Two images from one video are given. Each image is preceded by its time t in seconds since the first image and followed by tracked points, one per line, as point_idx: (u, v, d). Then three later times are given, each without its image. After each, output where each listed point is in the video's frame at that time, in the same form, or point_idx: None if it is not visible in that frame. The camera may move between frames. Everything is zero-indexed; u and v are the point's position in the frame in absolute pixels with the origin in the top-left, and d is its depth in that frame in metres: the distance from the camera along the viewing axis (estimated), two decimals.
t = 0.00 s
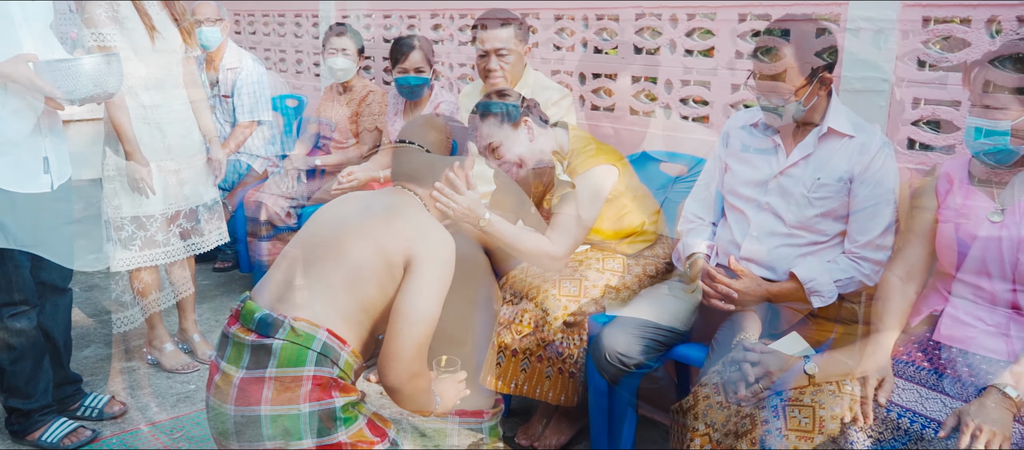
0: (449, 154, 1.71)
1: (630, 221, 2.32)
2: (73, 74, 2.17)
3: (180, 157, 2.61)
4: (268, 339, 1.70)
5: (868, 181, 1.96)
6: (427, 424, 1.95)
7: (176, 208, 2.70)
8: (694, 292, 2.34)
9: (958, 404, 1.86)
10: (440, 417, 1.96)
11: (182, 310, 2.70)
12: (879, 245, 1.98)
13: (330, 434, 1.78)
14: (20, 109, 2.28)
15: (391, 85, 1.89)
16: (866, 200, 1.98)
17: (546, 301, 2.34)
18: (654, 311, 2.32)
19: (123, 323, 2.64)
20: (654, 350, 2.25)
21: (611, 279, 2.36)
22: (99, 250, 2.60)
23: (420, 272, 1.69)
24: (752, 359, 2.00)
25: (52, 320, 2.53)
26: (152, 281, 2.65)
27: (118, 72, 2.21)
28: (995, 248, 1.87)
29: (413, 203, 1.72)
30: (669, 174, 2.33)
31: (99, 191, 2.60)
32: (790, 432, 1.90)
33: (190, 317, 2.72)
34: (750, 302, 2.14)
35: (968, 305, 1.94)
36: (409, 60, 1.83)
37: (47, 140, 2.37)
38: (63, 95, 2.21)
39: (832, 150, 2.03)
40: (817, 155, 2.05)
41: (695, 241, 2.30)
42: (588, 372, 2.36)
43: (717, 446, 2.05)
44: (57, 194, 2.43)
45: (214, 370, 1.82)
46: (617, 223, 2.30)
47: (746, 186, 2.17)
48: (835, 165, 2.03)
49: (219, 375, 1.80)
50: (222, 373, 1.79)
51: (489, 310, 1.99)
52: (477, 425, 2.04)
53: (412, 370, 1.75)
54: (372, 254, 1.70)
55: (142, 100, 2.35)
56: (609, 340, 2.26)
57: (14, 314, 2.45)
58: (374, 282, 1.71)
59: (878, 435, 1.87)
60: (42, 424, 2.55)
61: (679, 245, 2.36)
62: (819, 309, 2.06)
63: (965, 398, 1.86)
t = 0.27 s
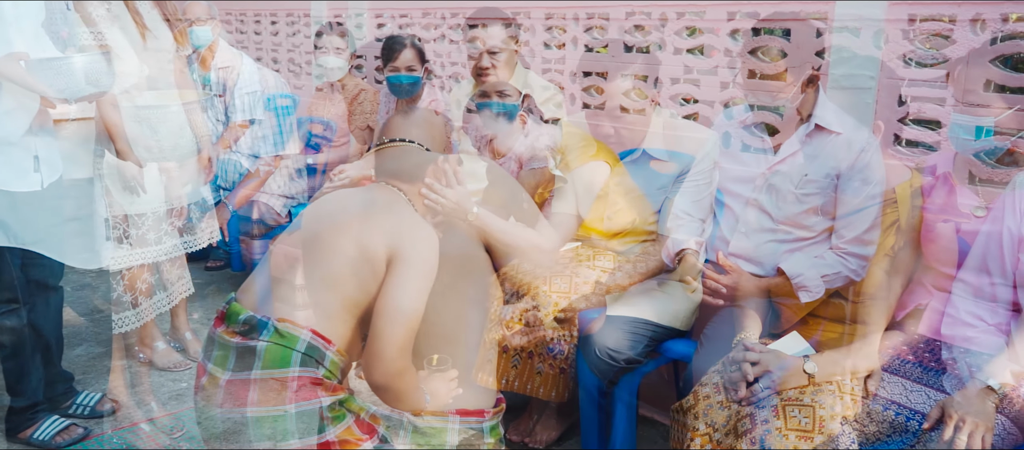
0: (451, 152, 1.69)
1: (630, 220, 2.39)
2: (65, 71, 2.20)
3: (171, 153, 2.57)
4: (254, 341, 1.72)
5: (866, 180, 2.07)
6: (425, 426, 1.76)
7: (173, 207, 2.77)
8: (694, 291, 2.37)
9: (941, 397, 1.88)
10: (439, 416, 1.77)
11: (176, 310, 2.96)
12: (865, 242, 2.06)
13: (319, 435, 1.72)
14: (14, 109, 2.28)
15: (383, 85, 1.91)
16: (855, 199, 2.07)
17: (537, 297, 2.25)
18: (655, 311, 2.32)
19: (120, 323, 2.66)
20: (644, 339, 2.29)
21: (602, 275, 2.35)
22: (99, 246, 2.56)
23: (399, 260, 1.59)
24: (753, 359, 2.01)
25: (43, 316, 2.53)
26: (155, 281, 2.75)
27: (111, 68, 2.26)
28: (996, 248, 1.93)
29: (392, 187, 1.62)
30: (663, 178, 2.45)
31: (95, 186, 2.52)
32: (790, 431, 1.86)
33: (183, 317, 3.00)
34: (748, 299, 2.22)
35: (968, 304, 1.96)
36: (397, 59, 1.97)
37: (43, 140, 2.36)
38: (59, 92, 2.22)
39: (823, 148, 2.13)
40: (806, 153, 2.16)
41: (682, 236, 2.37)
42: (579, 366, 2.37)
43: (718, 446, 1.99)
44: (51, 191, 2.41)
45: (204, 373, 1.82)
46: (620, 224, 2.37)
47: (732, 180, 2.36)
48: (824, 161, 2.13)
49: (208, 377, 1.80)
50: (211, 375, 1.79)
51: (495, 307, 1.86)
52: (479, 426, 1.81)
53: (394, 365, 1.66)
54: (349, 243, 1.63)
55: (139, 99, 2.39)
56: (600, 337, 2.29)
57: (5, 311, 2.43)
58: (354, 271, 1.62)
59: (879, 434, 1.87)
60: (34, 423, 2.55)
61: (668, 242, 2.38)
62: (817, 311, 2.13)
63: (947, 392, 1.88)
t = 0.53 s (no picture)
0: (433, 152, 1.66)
1: (626, 218, 2.35)
2: (59, 69, 2.25)
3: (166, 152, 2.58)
4: (238, 339, 1.78)
5: (870, 177, 1.99)
6: (423, 425, 1.75)
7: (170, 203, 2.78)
8: (693, 291, 2.45)
9: (927, 389, 1.94)
10: (437, 414, 1.76)
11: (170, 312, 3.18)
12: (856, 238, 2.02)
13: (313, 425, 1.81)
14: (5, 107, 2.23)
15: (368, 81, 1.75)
16: (859, 196, 2.01)
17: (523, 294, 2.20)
18: (654, 311, 2.40)
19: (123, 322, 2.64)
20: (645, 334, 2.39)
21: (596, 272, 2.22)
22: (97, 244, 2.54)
23: (378, 254, 1.63)
24: (750, 359, 2.01)
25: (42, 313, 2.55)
26: (152, 281, 2.72)
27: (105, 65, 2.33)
28: (996, 246, 1.86)
29: (370, 183, 1.62)
30: (665, 175, 2.37)
31: (94, 182, 2.51)
32: (789, 431, 1.86)
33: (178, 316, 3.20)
34: (746, 296, 2.26)
35: (969, 304, 1.90)
36: (389, 57, 1.90)
37: (40, 137, 2.34)
38: (57, 90, 2.27)
39: (835, 140, 2.01)
40: (814, 148, 2.06)
41: (677, 233, 2.31)
42: (571, 365, 2.37)
43: (716, 446, 1.98)
44: (48, 189, 2.41)
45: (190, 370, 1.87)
46: (618, 223, 2.33)
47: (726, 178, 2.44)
48: (828, 152, 2.02)
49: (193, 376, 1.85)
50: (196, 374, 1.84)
51: (496, 308, 1.80)
52: (476, 425, 1.79)
53: (375, 356, 1.70)
54: (328, 241, 1.63)
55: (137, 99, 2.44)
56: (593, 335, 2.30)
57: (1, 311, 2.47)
58: (336, 269, 1.64)
59: (877, 432, 1.90)
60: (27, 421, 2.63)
61: (659, 238, 2.33)
62: (818, 311, 2.13)
63: (933, 383, 1.94)
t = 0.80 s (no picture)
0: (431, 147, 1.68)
1: (623, 219, 2.47)
2: (55, 68, 2.19)
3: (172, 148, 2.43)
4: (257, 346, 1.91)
5: (869, 174, 1.94)
6: (419, 423, 1.72)
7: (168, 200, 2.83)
8: (692, 289, 2.58)
9: (920, 384, 1.99)
10: (432, 413, 1.72)
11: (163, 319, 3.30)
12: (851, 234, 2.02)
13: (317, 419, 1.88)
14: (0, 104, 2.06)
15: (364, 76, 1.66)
16: (856, 194, 1.99)
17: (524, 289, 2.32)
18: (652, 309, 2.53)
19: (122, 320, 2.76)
20: (644, 329, 2.52)
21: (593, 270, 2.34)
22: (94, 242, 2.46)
23: (363, 251, 1.68)
24: (746, 359, 2.00)
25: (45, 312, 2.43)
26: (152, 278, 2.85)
27: (103, 64, 2.33)
28: (994, 244, 1.90)
29: (356, 181, 1.68)
30: (663, 176, 2.42)
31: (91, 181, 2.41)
32: (786, 430, 1.88)
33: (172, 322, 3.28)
34: (746, 288, 2.33)
35: (968, 304, 1.93)
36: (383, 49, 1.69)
37: (35, 135, 2.20)
38: (51, 89, 2.18)
39: (832, 139, 1.89)
40: (811, 146, 1.93)
41: (672, 232, 2.43)
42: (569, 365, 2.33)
43: (712, 445, 1.98)
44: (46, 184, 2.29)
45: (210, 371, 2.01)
46: (616, 225, 2.46)
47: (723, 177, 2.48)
48: (827, 154, 1.93)
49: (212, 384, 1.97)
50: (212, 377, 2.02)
51: (494, 305, 1.74)
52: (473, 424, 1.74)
53: (368, 348, 1.78)
54: (320, 237, 1.73)
55: (133, 97, 2.38)
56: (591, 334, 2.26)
57: None
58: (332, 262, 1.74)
59: (872, 431, 1.95)
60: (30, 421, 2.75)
61: (656, 236, 2.44)
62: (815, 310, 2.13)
63: (926, 378, 2.00)
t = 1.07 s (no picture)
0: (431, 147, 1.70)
1: (621, 218, 2.45)
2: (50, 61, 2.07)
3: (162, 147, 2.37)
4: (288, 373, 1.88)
5: (866, 172, 1.93)
6: (415, 422, 1.67)
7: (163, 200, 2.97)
8: (691, 288, 2.55)
9: (917, 382, 2.00)
10: (427, 411, 1.67)
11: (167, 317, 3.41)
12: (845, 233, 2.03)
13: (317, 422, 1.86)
14: None
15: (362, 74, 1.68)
16: (854, 193, 1.98)
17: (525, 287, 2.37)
18: (650, 309, 2.52)
19: (119, 318, 2.83)
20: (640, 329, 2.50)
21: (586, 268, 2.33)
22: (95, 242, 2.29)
23: (360, 250, 1.67)
24: (741, 359, 2.00)
25: (54, 316, 2.22)
26: (150, 277, 2.91)
27: (103, 64, 2.33)
28: (992, 244, 1.97)
29: (356, 185, 1.72)
30: (661, 176, 2.40)
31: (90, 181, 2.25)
32: (783, 430, 1.88)
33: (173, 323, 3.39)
34: (743, 285, 2.27)
35: (965, 304, 1.99)
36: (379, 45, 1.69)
37: (32, 133, 2.05)
38: (48, 87, 2.06)
39: (830, 137, 1.87)
40: (809, 144, 1.93)
41: (670, 233, 2.39)
42: (569, 362, 2.33)
43: (710, 444, 1.98)
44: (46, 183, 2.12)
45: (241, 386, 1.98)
46: (614, 224, 2.45)
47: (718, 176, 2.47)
48: (825, 152, 1.92)
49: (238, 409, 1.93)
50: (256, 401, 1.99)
51: (490, 305, 1.70)
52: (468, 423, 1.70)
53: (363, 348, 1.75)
54: (323, 240, 1.75)
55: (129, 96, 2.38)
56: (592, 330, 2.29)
57: None
58: (332, 265, 1.73)
59: (869, 430, 1.96)
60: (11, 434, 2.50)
61: (654, 234, 2.41)
62: (812, 309, 2.08)
63: (923, 377, 2.01)
